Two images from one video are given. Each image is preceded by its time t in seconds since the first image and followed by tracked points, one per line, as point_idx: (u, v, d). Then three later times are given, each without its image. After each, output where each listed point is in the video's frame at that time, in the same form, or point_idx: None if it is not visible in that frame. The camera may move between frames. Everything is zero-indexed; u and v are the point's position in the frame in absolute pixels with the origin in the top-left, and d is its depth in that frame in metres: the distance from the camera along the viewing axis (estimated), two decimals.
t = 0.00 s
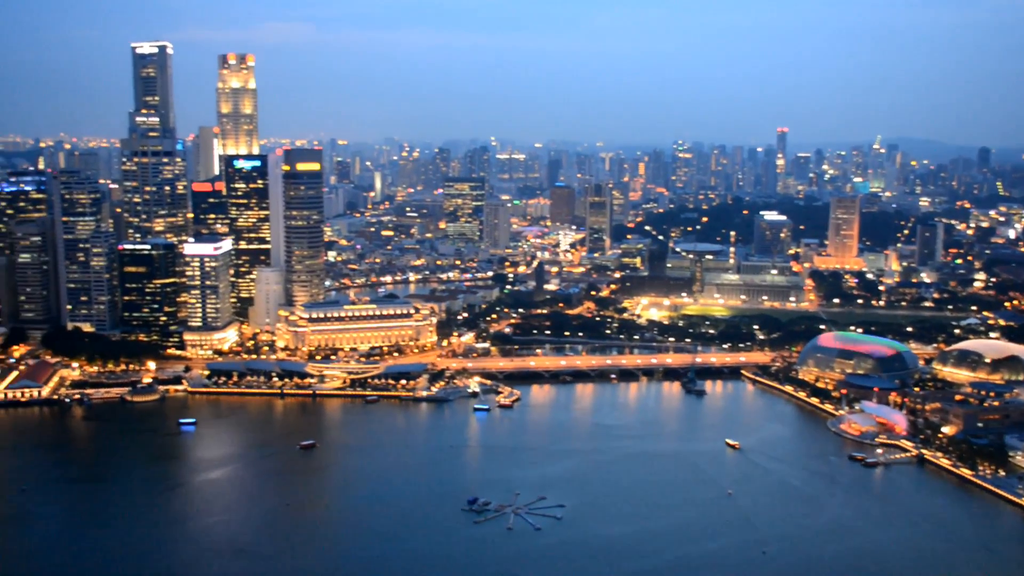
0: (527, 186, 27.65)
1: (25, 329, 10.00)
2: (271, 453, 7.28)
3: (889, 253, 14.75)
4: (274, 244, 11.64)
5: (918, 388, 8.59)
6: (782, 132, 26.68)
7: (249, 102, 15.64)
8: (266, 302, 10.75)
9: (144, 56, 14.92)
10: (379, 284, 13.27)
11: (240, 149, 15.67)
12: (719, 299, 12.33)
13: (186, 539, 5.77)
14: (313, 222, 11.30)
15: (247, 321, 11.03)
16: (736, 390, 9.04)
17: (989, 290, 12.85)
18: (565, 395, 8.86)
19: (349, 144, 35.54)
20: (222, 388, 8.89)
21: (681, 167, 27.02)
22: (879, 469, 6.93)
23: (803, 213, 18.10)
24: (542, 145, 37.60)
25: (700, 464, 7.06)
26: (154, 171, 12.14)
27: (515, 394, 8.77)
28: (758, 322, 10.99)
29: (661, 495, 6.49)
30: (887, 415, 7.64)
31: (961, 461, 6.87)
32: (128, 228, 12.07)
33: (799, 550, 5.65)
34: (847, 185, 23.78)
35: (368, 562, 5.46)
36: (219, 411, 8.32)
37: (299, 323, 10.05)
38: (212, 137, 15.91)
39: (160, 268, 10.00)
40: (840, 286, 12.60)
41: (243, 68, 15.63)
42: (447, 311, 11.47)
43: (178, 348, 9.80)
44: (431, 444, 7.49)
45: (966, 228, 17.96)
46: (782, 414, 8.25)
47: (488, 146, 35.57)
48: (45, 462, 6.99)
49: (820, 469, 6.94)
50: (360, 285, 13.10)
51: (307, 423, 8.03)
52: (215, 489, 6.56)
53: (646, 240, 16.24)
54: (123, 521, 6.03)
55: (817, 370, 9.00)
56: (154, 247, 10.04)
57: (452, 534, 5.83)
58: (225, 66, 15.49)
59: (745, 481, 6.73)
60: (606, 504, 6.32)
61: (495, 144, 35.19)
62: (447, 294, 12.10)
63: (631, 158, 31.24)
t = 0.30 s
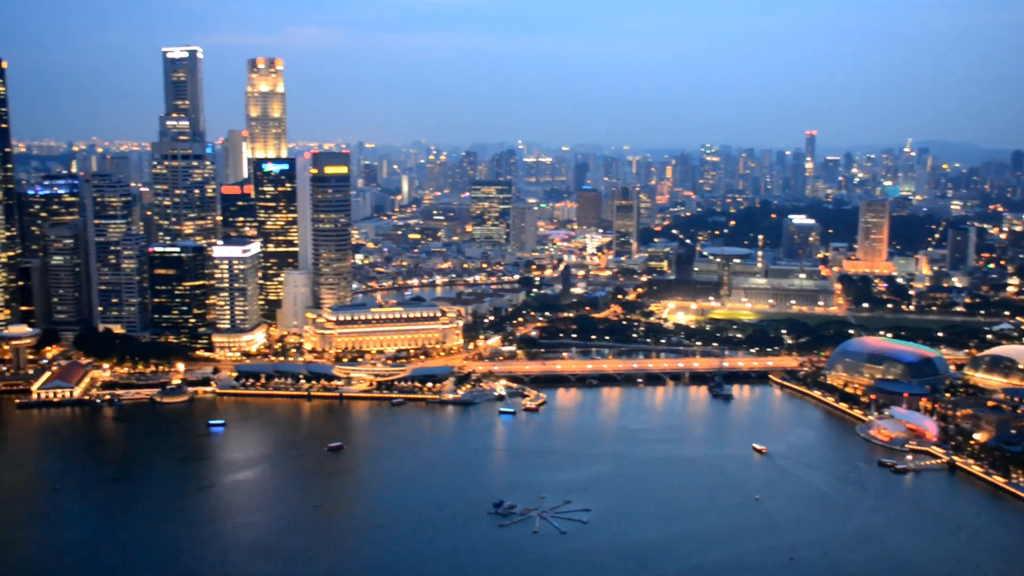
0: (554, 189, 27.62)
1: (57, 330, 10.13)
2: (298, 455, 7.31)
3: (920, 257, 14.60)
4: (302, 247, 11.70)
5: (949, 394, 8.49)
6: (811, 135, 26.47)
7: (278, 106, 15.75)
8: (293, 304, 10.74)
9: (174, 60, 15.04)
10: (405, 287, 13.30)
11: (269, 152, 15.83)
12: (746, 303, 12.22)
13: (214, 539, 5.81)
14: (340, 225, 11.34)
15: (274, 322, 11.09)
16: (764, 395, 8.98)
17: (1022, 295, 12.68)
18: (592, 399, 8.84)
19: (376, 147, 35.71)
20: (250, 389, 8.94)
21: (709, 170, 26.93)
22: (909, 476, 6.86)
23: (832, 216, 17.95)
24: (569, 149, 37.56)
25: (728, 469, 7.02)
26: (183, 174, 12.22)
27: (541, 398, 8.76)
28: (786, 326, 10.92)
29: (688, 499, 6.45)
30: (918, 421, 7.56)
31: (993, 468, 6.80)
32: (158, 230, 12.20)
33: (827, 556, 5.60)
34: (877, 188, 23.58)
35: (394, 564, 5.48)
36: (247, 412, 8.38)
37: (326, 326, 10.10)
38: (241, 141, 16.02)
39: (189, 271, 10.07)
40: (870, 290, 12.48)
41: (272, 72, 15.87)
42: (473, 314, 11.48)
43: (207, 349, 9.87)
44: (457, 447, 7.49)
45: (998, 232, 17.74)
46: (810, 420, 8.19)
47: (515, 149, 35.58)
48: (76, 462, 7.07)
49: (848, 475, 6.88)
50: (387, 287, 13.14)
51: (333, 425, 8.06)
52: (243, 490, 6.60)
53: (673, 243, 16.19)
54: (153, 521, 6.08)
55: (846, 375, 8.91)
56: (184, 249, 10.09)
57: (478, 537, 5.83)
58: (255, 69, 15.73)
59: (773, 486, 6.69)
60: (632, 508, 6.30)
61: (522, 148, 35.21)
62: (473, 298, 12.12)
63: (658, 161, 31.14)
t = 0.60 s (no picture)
0: (577, 192, 27.59)
1: (87, 336, 10.22)
2: (325, 459, 7.34)
3: (948, 256, 14.45)
4: (327, 252, 11.76)
5: (979, 395, 8.39)
6: (836, 134, 26.26)
7: (302, 112, 15.85)
8: (319, 309, 10.78)
9: (200, 67, 15.18)
10: (430, 291, 13.33)
11: (293, 158, 15.85)
12: (772, 305, 12.15)
13: (241, 543, 5.85)
14: (365, 230, 11.37)
15: (300, 327, 11.14)
16: (791, 396, 8.91)
17: None
18: (617, 402, 8.82)
19: (400, 152, 35.82)
20: (276, 394, 8.99)
21: (733, 171, 26.82)
22: (940, 477, 6.79)
23: (858, 216, 17.81)
24: (592, 151, 37.50)
25: (755, 471, 6.97)
26: (210, 180, 12.35)
27: (567, 400, 8.74)
28: (813, 327, 10.84)
29: (715, 502, 6.42)
30: (948, 422, 7.48)
31: None
32: (185, 237, 12.31)
33: (856, 559, 5.55)
34: (903, 187, 23.38)
35: (420, 568, 5.48)
36: (274, 417, 8.42)
37: (351, 330, 10.12)
38: (265, 147, 16.11)
39: (216, 277, 10.15)
40: (898, 290, 12.37)
41: (296, 78, 15.94)
42: (498, 318, 11.48)
43: (233, 354, 9.92)
44: (483, 451, 7.49)
45: None
46: (838, 421, 8.13)
47: (538, 152, 35.59)
48: (106, 467, 7.14)
49: (877, 477, 6.82)
50: (412, 291, 13.18)
51: (359, 429, 8.08)
52: (270, 494, 6.63)
53: (698, 245, 16.14)
54: (181, 525, 6.12)
55: (874, 376, 8.82)
56: (210, 255, 10.22)
57: (504, 540, 5.83)
58: (279, 76, 15.82)
59: (801, 489, 6.63)
60: (659, 511, 6.27)
61: (545, 151, 35.20)
62: (498, 301, 12.13)
63: (682, 163, 31.04)
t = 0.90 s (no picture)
0: (596, 195, 27.58)
1: (108, 338, 10.29)
2: (343, 461, 7.36)
3: (971, 260, 14.32)
4: (346, 254, 11.79)
5: (1002, 401, 8.29)
6: (858, 137, 26.07)
7: (322, 115, 15.92)
8: (338, 311, 10.88)
9: (221, 71, 15.26)
10: (449, 294, 13.35)
11: (313, 161, 15.88)
12: (792, 308, 12.13)
13: (260, 544, 5.87)
14: (384, 233, 11.39)
15: (319, 329, 11.18)
16: (811, 401, 8.86)
17: None
18: (635, 406, 8.79)
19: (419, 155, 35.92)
20: (295, 396, 9.02)
21: (753, 174, 26.74)
22: (962, 484, 6.72)
23: (879, 220, 17.69)
24: (612, 154, 37.46)
25: (775, 476, 6.94)
26: (230, 183, 12.43)
27: (585, 404, 8.72)
28: (833, 331, 10.77)
29: (733, 507, 6.39)
30: (970, 428, 7.40)
31: None
32: (205, 239, 12.39)
33: (876, 565, 5.51)
34: (926, 192, 23.22)
35: (438, 570, 5.48)
36: (293, 419, 8.45)
37: (370, 333, 10.16)
38: (286, 150, 16.17)
39: (236, 279, 10.23)
40: (919, 294, 12.26)
41: (316, 82, 16.03)
42: (517, 321, 11.46)
43: (253, 356, 9.99)
44: (501, 453, 7.49)
45: None
46: (858, 426, 8.07)
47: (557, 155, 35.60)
48: (126, 467, 7.19)
49: (898, 482, 6.77)
50: (430, 294, 13.20)
51: (377, 432, 8.09)
52: (289, 496, 6.66)
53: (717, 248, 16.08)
54: (200, 525, 6.16)
55: (895, 382, 8.74)
56: (230, 258, 10.28)
57: (522, 543, 5.83)
58: (299, 79, 15.87)
59: (820, 494, 6.59)
60: (677, 515, 6.24)
61: (565, 154, 35.20)
62: (516, 304, 12.12)
63: (702, 166, 30.94)
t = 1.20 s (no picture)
0: (615, 199, 27.56)
1: (130, 338, 10.36)
2: (363, 462, 7.39)
3: (994, 266, 14.19)
4: (366, 257, 11.82)
5: None
6: (879, 142, 25.93)
7: (343, 118, 15.98)
8: (357, 314, 10.92)
9: (243, 74, 15.33)
10: (468, 297, 13.37)
11: (333, 163, 15.97)
12: (813, 313, 12.09)
13: (278, 545, 5.89)
14: (404, 236, 11.41)
15: (339, 332, 11.22)
16: (831, 406, 8.80)
17: None
18: (654, 410, 8.77)
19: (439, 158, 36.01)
20: (314, 398, 9.05)
21: (774, 178, 26.71)
22: (985, 491, 6.66)
23: (901, 224, 17.57)
24: (632, 157, 37.43)
25: (795, 481, 6.91)
26: (250, 185, 12.49)
27: (604, 408, 8.71)
28: (854, 336, 10.71)
29: (752, 512, 6.36)
30: (993, 435, 7.33)
31: None
32: (226, 241, 12.47)
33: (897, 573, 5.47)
34: (948, 196, 23.04)
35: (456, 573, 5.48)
36: (312, 420, 8.49)
37: (389, 335, 10.19)
38: (306, 153, 16.24)
39: (256, 280, 10.26)
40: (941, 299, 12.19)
41: (337, 84, 16.10)
42: (535, 324, 11.47)
43: (273, 358, 10.00)
44: (519, 457, 7.49)
45: None
46: (879, 432, 8.01)
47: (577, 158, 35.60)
48: (148, 467, 7.24)
49: (920, 489, 6.72)
50: (450, 297, 13.22)
51: (395, 434, 8.11)
52: (307, 497, 6.68)
53: (737, 252, 16.04)
54: (219, 526, 6.18)
55: (916, 388, 8.67)
56: (251, 259, 10.32)
57: (540, 547, 5.82)
58: (320, 82, 15.98)
59: (841, 500, 6.55)
60: (695, 520, 6.22)
61: (584, 157, 35.19)
62: (535, 307, 12.12)
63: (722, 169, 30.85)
